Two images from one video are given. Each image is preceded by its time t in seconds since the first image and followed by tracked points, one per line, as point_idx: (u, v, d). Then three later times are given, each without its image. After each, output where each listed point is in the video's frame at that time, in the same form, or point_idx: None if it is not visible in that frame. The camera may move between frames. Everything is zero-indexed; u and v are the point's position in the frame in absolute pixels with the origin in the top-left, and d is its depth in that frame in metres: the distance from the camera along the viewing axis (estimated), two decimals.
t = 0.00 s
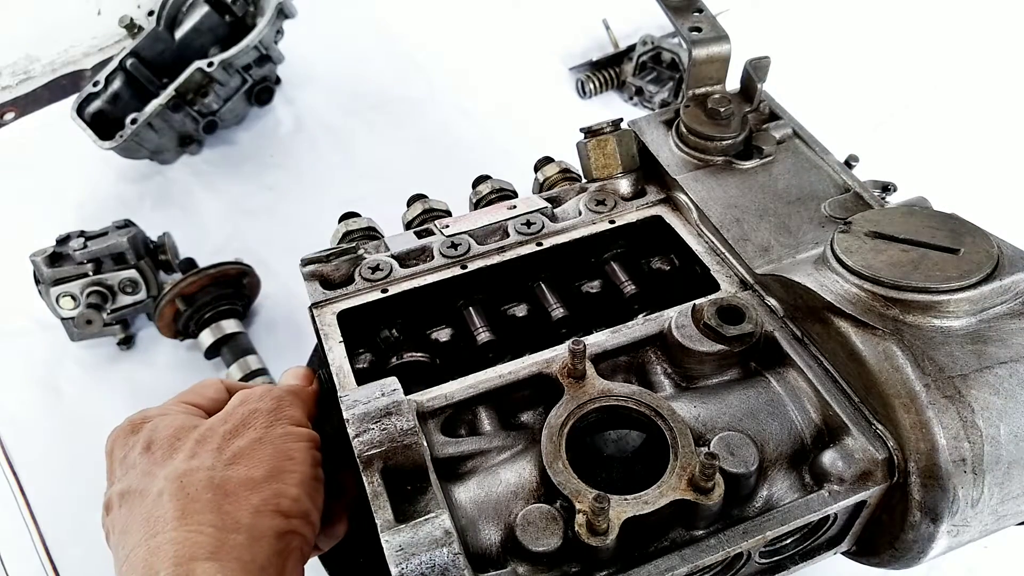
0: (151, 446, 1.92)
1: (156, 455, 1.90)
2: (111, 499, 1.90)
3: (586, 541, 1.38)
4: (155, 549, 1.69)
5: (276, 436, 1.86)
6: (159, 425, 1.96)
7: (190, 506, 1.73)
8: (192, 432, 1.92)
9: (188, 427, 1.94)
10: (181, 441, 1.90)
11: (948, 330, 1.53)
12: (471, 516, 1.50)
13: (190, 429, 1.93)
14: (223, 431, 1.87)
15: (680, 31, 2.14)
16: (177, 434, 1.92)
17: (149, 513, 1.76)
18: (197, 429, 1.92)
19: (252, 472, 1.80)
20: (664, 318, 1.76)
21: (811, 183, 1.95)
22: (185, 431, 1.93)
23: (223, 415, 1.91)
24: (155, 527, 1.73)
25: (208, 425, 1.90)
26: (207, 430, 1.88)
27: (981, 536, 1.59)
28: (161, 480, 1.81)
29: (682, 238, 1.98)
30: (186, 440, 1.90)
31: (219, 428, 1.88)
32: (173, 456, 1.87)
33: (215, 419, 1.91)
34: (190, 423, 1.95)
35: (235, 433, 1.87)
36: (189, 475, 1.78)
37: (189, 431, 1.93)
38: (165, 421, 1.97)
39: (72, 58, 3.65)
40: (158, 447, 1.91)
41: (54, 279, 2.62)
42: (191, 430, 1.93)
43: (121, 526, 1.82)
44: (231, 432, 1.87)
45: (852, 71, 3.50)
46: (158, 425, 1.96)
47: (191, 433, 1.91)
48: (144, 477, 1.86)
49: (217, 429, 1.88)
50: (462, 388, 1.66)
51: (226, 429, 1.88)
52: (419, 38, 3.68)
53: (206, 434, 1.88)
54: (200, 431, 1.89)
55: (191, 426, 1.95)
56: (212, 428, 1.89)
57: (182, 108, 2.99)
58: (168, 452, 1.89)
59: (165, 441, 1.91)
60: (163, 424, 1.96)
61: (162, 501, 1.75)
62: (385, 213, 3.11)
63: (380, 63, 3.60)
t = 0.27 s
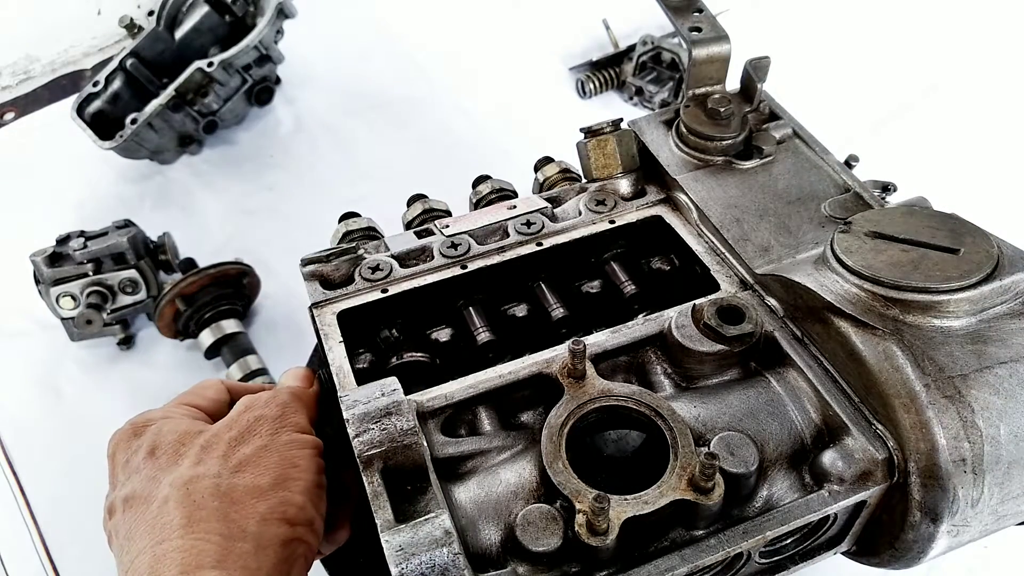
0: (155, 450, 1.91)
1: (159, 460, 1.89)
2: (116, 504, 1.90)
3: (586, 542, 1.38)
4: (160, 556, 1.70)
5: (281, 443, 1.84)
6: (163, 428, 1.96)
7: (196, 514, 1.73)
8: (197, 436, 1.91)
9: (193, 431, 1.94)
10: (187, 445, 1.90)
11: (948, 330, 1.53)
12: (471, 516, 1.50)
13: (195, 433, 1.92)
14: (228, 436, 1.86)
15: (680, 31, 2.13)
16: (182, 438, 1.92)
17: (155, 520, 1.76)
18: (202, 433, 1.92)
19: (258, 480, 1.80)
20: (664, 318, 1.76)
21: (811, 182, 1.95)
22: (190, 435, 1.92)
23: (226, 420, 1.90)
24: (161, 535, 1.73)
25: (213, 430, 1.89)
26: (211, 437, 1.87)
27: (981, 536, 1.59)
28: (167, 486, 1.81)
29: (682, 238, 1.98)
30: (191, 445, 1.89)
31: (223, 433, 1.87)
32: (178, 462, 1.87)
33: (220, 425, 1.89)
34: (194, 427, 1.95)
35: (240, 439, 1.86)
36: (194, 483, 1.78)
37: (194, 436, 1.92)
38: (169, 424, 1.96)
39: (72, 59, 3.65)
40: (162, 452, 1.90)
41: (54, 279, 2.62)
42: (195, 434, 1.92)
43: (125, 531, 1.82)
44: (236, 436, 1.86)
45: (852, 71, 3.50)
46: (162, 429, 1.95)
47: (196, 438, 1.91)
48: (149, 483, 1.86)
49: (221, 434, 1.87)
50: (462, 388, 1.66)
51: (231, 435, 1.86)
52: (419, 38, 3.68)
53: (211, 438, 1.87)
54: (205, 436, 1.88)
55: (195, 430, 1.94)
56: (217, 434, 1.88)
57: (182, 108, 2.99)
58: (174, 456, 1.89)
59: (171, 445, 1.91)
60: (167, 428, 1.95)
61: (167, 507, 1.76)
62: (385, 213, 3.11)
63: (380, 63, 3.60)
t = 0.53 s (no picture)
0: (154, 459, 1.91)
1: (158, 470, 1.88)
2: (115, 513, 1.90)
3: (590, 544, 1.37)
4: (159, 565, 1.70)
5: (279, 452, 1.83)
6: (161, 437, 1.95)
7: (193, 525, 1.73)
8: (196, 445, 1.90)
9: (191, 440, 1.93)
10: (186, 455, 1.89)
11: (952, 332, 1.52)
12: (475, 517, 1.50)
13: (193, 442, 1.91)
14: (225, 444, 1.85)
15: (682, 29, 2.13)
16: (181, 447, 1.91)
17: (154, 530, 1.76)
18: (201, 442, 1.91)
19: (256, 489, 1.79)
20: (667, 318, 1.75)
21: (814, 182, 1.94)
22: (188, 444, 1.91)
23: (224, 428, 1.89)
24: (160, 545, 1.73)
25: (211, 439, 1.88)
26: (209, 446, 1.86)
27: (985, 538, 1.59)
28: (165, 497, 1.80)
29: (685, 238, 1.98)
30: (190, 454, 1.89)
31: (221, 441, 1.86)
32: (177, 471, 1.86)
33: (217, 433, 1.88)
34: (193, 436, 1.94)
35: (238, 448, 1.85)
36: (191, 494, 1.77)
37: (192, 445, 1.92)
38: (168, 432, 1.96)
39: (70, 55, 3.64)
40: (161, 460, 1.90)
41: (54, 277, 2.61)
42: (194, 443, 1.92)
43: (125, 539, 1.82)
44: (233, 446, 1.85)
45: (853, 70, 3.49)
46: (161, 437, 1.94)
47: (195, 447, 1.90)
48: (147, 492, 1.85)
49: (220, 443, 1.86)
50: (465, 389, 1.65)
51: (229, 443, 1.86)
52: (418, 35, 3.67)
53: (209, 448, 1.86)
54: (203, 445, 1.87)
55: (194, 439, 1.94)
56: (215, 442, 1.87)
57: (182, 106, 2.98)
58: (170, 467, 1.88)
59: (170, 454, 1.90)
60: (165, 436, 1.95)
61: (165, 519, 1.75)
62: (385, 211, 3.10)
63: (379, 61, 3.59)
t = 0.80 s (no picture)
0: (150, 461, 1.92)
1: (156, 471, 1.90)
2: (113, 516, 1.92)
3: (585, 542, 1.38)
4: (155, 568, 1.72)
5: (273, 453, 1.83)
6: (159, 439, 1.96)
7: (188, 528, 1.74)
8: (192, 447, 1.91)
9: (188, 442, 1.94)
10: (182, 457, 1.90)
11: (947, 330, 1.53)
12: (470, 516, 1.50)
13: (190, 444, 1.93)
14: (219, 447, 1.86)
15: (680, 31, 2.14)
16: (178, 449, 1.92)
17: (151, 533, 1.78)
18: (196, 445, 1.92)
19: (250, 491, 1.79)
20: (664, 318, 1.76)
21: (811, 182, 1.95)
22: (185, 446, 1.92)
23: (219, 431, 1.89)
24: (156, 548, 1.75)
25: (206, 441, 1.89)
26: (203, 449, 1.87)
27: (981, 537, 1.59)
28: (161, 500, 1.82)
29: (682, 238, 1.98)
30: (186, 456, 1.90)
31: (215, 444, 1.86)
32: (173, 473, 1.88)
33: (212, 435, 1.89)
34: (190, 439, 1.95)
35: (232, 450, 1.85)
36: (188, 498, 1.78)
37: (189, 447, 1.93)
38: (165, 435, 1.97)
39: (72, 59, 3.66)
40: (157, 463, 1.91)
41: (55, 279, 2.62)
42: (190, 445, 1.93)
43: (123, 541, 1.85)
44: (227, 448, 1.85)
45: (852, 71, 3.50)
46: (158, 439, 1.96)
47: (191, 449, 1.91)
48: (145, 494, 1.87)
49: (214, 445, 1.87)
50: (462, 388, 1.66)
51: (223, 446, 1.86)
52: (419, 38, 3.68)
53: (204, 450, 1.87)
54: (198, 448, 1.88)
55: (191, 441, 1.95)
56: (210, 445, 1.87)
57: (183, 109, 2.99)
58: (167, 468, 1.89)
59: (166, 456, 1.91)
60: (162, 439, 1.96)
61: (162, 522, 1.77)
62: (385, 213, 3.11)
63: (380, 64, 3.60)
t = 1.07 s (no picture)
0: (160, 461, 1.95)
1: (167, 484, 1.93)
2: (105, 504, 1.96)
3: (581, 544, 1.38)
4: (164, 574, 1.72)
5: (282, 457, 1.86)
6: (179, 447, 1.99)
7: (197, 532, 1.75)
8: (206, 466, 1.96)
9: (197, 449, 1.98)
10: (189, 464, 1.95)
11: (947, 335, 1.52)
12: (467, 516, 1.51)
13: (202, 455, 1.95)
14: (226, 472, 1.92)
15: (683, 33, 2.13)
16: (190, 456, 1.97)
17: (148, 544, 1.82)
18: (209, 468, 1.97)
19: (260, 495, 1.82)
20: (664, 320, 1.77)
21: (813, 186, 1.95)
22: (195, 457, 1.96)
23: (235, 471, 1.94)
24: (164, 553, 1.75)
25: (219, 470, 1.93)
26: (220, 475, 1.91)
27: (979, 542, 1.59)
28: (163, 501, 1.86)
29: (683, 240, 1.98)
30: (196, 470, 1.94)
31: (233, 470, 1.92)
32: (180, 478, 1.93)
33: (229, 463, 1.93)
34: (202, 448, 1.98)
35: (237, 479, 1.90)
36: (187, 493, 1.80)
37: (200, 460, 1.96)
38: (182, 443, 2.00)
39: (74, 60, 3.68)
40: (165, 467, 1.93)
41: (56, 279, 2.64)
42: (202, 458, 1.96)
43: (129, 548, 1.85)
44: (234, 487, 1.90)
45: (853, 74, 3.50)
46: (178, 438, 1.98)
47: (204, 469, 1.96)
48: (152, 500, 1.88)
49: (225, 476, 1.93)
50: (460, 389, 1.66)
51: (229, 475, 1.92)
52: (421, 38, 3.69)
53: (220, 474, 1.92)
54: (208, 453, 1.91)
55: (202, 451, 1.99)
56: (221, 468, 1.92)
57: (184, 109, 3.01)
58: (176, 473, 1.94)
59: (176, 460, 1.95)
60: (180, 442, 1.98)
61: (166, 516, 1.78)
62: (386, 213, 3.12)
63: (382, 64, 3.61)
